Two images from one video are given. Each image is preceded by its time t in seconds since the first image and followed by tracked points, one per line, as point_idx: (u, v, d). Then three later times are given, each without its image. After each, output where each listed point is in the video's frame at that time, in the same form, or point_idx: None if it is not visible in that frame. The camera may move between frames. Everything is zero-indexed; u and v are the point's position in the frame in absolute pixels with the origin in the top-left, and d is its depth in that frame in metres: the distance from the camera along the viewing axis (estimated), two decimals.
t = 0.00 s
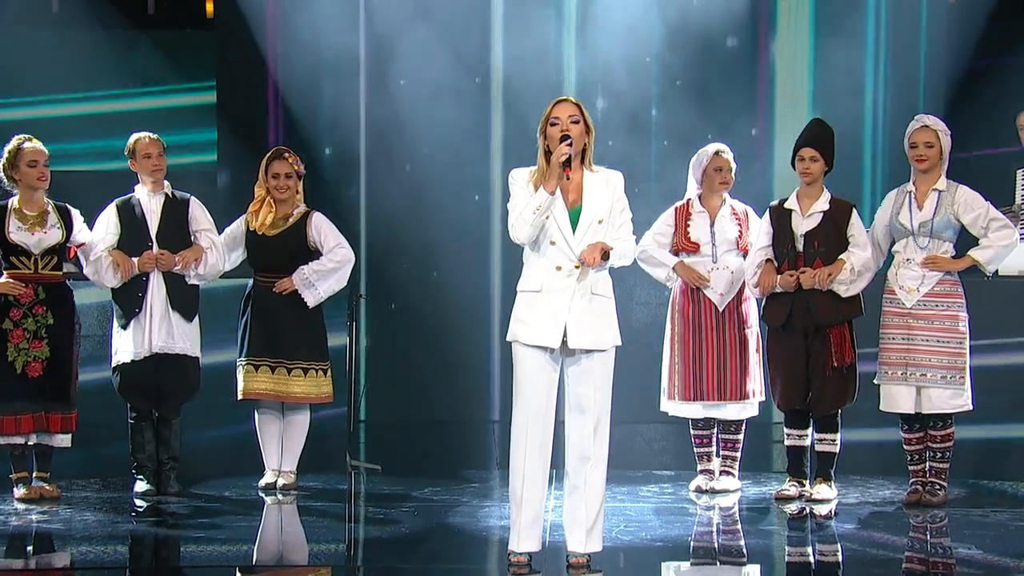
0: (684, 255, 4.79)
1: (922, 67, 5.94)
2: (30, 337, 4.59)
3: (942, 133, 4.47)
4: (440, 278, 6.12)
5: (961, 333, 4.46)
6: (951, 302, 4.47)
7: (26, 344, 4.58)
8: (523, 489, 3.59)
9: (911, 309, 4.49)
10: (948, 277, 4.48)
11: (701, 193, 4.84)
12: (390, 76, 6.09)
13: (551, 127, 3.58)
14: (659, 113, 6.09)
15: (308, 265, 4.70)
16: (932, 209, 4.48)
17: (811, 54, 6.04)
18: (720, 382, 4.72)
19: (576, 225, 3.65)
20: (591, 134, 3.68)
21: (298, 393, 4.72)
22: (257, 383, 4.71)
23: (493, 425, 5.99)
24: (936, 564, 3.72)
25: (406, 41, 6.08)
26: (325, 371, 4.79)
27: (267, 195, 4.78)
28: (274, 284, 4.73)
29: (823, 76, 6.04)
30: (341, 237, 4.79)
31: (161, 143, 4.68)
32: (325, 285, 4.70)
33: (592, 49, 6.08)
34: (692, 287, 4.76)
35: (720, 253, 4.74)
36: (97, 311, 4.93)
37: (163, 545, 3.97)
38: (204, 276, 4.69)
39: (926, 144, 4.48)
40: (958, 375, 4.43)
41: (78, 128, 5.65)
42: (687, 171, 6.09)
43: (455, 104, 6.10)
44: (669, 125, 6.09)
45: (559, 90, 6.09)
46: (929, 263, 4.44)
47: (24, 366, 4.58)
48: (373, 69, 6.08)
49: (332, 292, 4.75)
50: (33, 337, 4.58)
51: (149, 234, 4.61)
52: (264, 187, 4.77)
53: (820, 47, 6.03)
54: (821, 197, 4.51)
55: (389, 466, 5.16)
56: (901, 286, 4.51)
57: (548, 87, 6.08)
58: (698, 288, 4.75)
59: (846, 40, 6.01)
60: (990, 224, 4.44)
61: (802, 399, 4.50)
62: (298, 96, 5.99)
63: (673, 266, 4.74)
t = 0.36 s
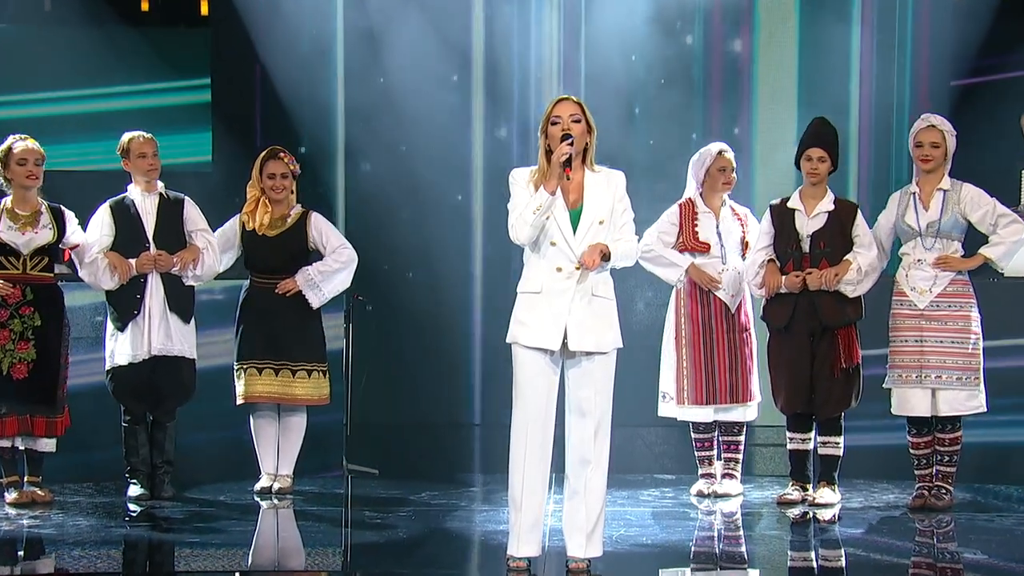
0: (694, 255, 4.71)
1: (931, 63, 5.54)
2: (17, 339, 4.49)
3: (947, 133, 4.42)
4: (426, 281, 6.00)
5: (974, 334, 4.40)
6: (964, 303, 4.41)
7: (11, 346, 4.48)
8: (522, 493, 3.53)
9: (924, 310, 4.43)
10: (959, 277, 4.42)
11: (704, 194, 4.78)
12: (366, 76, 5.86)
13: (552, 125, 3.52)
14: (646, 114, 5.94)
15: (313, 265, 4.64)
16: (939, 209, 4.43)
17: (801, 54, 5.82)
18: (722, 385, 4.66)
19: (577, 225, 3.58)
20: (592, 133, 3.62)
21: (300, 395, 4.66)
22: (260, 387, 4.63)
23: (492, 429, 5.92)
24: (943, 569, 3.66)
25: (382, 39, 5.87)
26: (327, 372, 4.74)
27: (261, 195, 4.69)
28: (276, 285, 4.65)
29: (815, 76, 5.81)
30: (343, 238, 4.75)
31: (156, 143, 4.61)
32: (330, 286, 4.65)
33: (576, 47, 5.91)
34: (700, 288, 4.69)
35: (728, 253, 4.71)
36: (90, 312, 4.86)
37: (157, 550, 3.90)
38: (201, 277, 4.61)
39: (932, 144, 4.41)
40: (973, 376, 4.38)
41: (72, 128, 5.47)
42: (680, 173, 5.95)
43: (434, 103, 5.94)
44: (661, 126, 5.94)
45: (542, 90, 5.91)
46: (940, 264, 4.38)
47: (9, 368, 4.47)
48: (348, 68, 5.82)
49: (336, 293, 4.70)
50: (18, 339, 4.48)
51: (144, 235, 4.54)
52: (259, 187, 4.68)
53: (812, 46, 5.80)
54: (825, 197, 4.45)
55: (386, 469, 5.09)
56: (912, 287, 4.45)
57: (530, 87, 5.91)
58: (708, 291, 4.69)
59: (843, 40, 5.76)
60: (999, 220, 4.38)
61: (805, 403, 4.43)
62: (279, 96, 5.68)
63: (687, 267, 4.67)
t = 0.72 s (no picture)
0: (693, 257, 4.65)
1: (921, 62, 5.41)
2: (14, 341, 4.41)
3: (951, 132, 4.35)
4: (401, 283, 5.89)
5: (979, 335, 4.33)
6: (968, 304, 4.34)
7: (9, 348, 4.40)
8: (521, 497, 3.47)
9: (927, 312, 4.35)
10: (964, 278, 4.35)
11: (704, 195, 4.72)
12: (339, 75, 5.74)
13: (553, 125, 3.46)
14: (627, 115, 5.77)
15: (312, 265, 4.59)
16: (942, 209, 4.37)
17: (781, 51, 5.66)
18: (722, 387, 4.59)
19: (578, 226, 3.52)
20: (593, 132, 3.56)
21: (300, 397, 4.60)
22: (259, 389, 4.57)
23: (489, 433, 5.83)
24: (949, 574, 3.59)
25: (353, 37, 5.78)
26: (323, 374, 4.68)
27: (254, 195, 4.61)
28: (274, 286, 4.59)
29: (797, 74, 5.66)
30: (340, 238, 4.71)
31: (149, 142, 4.54)
32: (329, 286, 4.61)
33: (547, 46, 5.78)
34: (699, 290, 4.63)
35: (729, 255, 4.64)
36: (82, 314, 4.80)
37: (150, 555, 3.84)
38: (196, 278, 4.55)
39: (936, 143, 4.35)
40: (978, 378, 4.31)
41: (65, 128, 5.41)
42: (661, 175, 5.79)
43: (403, 100, 5.82)
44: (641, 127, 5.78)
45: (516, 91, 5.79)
46: (945, 264, 4.31)
47: (7, 371, 4.40)
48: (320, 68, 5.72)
49: (335, 293, 4.66)
50: (16, 341, 4.41)
51: (139, 236, 4.47)
52: (251, 187, 4.61)
53: (794, 45, 5.66)
54: (828, 198, 4.39)
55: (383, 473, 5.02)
56: (916, 288, 4.38)
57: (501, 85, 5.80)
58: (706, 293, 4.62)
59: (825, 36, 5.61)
60: (1004, 219, 4.32)
61: (809, 405, 4.36)
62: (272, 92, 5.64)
63: (683, 270, 4.62)
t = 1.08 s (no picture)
0: (685, 258, 4.60)
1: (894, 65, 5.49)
2: (20, 343, 4.34)
3: (955, 132, 4.29)
4: (376, 285, 5.81)
5: (980, 337, 4.26)
6: (968, 305, 4.27)
7: (16, 351, 4.33)
8: (519, 502, 3.41)
9: (926, 313, 4.30)
10: (965, 279, 4.28)
11: (705, 195, 4.64)
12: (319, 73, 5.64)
13: (553, 124, 3.39)
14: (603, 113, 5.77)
15: (306, 265, 4.51)
16: (944, 208, 4.30)
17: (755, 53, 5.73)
18: (723, 390, 4.52)
19: (579, 226, 3.46)
20: (594, 131, 3.49)
21: (295, 399, 4.53)
22: (251, 392, 4.50)
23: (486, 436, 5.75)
24: None
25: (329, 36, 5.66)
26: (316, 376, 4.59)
27: (246, 195, 4.54)
28: (267, 288, 4.53)
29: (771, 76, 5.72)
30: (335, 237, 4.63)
31: (142, 141, 4.48)
32: (323, 286, 4.54)
33: (524, 46, 5.78)
34: (689, 291, 4.59)
35: (720, 257, 4.55)
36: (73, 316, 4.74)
37: (144, 559, 3.77)
38: (190, 279, 4.49)
39: (938, 142, 4.29)
40: (977, 381, 4.24)
41: (58, 127, 5.34)
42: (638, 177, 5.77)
43: (377, 100, 5.75)
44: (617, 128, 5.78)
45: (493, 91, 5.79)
46: (944, 265, 4.26)
47: (14, 373, 4.33)
48: (293, 66, 5.60)
49: (331, 292, 4.59)
50: (22, 343, 4.34)
51: (133, 236, 4.40)
52: (244, 187, 4.54)
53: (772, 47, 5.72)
54: (831, 197, 4.33)
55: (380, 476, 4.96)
56: (916, 289, 4.33)
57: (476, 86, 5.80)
58: (695, 293, 4.58)
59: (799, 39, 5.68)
60: (1005, 220, 4.25)
61: (811, 408, 4.31)
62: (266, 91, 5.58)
63: (671, 269, 4.56)
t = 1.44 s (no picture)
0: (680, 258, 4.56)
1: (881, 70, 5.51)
2: (22, 345, 4.26)
3: (959, 130, 4.21)
4: (362, 286, 5.77)
5: (978, 339, 4.19)
6: (964, 308, 4.20)
7: (20, 352, 4.25)
8: (518, 507, 3.34)
9: (922, 314, 4.24)
10: (962, 281, 4.21)
11: (708, 196, 4.58)
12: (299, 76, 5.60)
13: (553, 124, 3.33)
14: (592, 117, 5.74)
15: (297, 266, 4.44)
16: (945, 208, 4.24)
17: (735, 55, 5.70)
18: (720, 391, 4.46)
19: (579, 227, 3.40)
20: (595, 130, 3.43)
21: (285, 401, 4.46)
22: (243, 394, 4.43)
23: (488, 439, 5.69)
24: None
25: (300, 33, 5.60)
26: (309, 379, 4.52)
27: (240, 195, 4.49)
28: (258, 289, 4.46)
29: (754, 79, 5.69)
30: (329, 237, 4.55)
31: (135, 139, 4.41)
32: (314, 287, 4.46)
33: (505, 47, 5.75)
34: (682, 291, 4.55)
35: (710, 258, 4.47)
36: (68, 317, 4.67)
37: (137, 564, 3.70)
38: (184, 280, 4.42)
39: (940, 140, 4.23)
40: (970, 385, 4.16)
41: (50, 126, 5.26)
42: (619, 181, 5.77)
43: (349, 99, 5.70)
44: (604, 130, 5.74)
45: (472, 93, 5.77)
46: (940, 266, 4.19)
47: (19, 376, 4.25)
48: (275, 65, 5.56)
49: (324, 293, 4.52)
50: (25, 344, 4.27)
51: (126, 236, 4.33)
52: (237, 186, 4.48)
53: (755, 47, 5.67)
54: (833, 197, 4.26)
55: (376, 480, 4.89)
56: (913, 289, 4.28)
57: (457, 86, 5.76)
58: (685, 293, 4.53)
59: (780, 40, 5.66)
60: (1004, 224, 4.15)
61: (812, 410, 4.24)
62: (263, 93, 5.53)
63: (664, 267, 4.54)
